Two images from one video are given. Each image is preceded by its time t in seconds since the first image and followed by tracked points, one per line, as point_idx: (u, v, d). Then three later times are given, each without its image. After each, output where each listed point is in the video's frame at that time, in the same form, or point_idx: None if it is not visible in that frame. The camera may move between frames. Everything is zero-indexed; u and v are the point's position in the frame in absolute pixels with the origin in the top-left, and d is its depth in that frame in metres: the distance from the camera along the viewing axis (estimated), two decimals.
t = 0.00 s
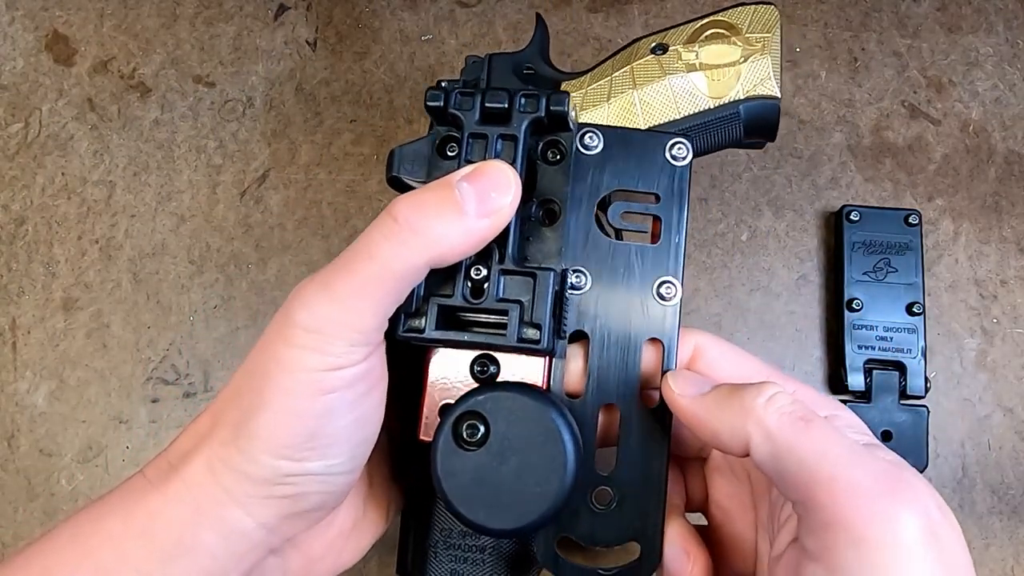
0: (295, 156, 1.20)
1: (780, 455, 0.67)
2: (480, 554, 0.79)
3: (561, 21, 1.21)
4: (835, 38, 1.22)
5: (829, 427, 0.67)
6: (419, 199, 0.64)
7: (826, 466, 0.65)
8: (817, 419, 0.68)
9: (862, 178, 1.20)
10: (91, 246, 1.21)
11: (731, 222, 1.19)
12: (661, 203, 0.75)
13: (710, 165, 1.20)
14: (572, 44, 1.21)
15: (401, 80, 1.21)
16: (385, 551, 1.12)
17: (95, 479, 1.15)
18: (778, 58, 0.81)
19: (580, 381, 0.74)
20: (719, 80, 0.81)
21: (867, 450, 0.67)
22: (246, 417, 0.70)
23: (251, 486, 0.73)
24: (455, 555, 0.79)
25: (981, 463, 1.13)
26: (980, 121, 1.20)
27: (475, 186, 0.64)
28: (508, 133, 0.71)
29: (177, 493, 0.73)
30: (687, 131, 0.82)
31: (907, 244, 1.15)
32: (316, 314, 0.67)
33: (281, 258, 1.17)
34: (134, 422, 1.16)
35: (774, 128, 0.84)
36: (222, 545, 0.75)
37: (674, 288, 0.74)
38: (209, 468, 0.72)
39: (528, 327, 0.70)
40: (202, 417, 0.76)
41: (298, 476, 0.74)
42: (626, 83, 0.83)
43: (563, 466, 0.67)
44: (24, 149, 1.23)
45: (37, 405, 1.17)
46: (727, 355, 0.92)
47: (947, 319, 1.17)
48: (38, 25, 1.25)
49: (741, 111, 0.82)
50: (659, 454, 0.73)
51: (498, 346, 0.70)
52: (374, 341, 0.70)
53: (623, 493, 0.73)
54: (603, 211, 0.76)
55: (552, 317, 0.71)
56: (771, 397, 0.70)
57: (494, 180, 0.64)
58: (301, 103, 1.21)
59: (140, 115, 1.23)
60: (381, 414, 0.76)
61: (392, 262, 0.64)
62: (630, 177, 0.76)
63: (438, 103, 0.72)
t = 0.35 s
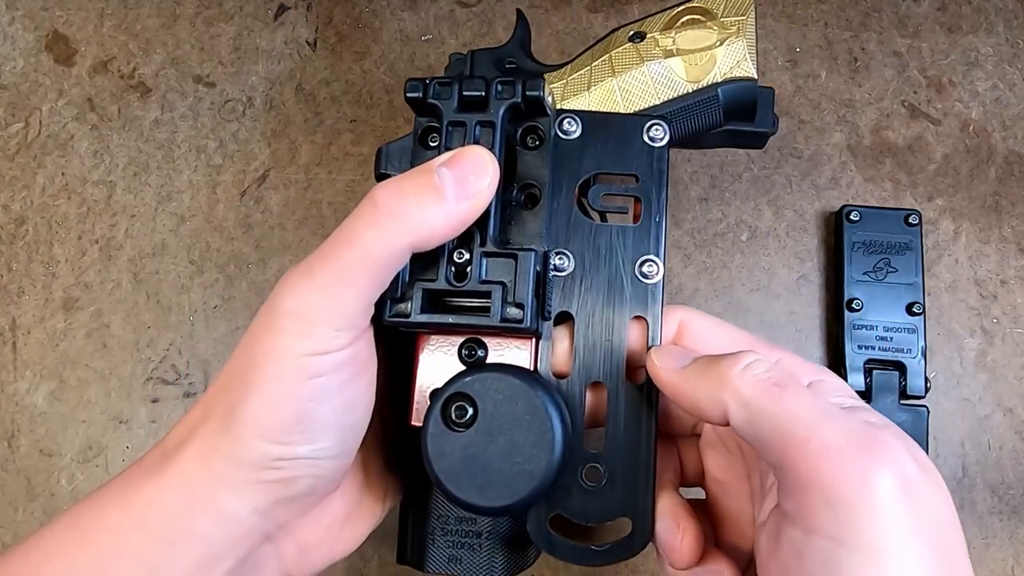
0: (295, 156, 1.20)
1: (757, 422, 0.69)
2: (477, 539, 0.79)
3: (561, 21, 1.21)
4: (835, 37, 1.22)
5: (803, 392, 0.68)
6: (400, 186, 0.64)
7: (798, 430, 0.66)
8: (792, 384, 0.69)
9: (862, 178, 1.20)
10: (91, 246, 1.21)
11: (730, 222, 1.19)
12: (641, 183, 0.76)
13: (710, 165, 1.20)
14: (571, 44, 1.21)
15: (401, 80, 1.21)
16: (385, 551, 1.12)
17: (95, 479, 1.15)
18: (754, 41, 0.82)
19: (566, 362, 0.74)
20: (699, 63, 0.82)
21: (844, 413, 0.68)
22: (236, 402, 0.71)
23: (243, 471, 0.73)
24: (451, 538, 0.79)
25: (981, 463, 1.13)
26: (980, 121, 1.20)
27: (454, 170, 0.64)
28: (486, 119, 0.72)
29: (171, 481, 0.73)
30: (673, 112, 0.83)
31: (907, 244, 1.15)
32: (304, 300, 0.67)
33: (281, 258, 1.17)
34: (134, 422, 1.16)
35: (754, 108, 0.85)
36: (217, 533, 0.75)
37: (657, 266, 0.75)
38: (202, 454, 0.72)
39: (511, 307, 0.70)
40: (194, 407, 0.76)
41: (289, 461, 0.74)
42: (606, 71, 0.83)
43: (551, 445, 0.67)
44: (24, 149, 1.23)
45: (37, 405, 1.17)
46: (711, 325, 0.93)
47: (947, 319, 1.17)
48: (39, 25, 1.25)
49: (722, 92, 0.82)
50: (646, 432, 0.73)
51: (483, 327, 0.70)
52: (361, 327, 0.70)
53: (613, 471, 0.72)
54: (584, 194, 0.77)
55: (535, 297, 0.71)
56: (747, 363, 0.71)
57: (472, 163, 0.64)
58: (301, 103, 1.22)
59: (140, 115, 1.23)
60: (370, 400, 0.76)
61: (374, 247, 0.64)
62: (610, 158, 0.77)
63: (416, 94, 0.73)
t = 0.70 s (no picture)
0: (295, 156, 1.20)
1: (776, 403, 0.68)
2: (482, 525, 0.79)
3: (561, 21, 1.21)
4: (835, 37, 1.22)
5: (824, 372, 0.68)
6: (406, 171, 0.64)
7: (818, 413, 0.66)
8: (813, 364, 0.68)
9: (862, 178, 1.20)
10: (91, 246, 1.21)
11: (731, 222, 1.19)
12: (644, 169, 0.77)
13: (710, 165, 1.20)
14: (571, 44, 1.21)
15: (401, 80, 1.21)
16: (385, 551, 1.12)
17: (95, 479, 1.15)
18: (754, 30, 0.82)
19: (569, 347, 0.74)
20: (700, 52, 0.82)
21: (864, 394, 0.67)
22: (243, 387, 0.71)
23: (250, 456, 0.73)
24: (456, 525, 0.79)
25: (981, 463, 1.13)
26: (980, 121, 1.20)
27: (458, 155, 0.64)
28: (490, 105, 0.72)
29: (177, 465, 0.73)
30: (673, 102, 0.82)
31: (907, 244, 1.15)
32: (310, 284, 0.67)
33: (281, 258, 1.17)
34: (134, 423, 1.16)
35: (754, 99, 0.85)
36: (222, 518, 0.75)
37: (660, 251, 0.75)
38: (209, 438, 0.73)
39: (516, 290, 0.70)
40: (202, 393, 0.76)
41: (295, 446, 0.74)
42: (607, 61, 0.83)
43: (556, 427, 0.67)
44: (24, 149, 1.23)
45: (37, 405, 1.17)
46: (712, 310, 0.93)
47: (947, 319, 1.17)
48: (39, 25, 1.25)
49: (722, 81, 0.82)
50: (649, 415, 0.73)
51: (488, 312, 0.70)
52: (368, 311, 0.70)
53: (617, 453, 0.72)
54: (588, 181, 0.77)
55: (540, 281, 0.72)
56: (765, 340, 0.70)
57: (477, 148, 0.64)
58: (301, 103, 1.21)
59: (140, 115, 1.23)
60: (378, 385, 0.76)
61: (381, 231, 0.65)
62: (612, 144, 0.77)
63: (421, 81, 0.73)
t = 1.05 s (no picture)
0: (295, 156, 1.20)
1: (785, 405, 0.68)
2: (476, 529, 0.79)
3: (561, 21, 1.21)
4: (835, 37, 1.22)
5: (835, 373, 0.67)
6: (399, 175, 0.64)
7: (829, 416, 0.66)
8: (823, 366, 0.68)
9: (862, 178, 1.19)
10: (91, 246, 1.21)
11: (730, 222, 1.19)
12: (635, 172, 0.77)
13: (710, 165, 1.20)
14: (571, 44, 1.21)
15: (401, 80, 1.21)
16: (385, 551, 1.12)
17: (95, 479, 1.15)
18: (746, 34, 0.82)
19: (562, 351, 0.74)
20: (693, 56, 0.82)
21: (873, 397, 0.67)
22: (238, 390, 0.71)
23: (245, 460, 0.73)
24: (451, 529, 0.79)
25: (981, 463, 1.13)
26: (980, 121, 1.20)
27: (449, 160, 0.65)
28: (482, 111, 0.72)
29: (173, 468, 0.73)
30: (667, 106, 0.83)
31: (907, 244, 1.15)
32: (303, 287, 0.67)
33: (281, 258, 1.17)
34: (134, 422, 1.16)
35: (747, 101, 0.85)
36: (218, 521, 0.75)
37: (651, 254, 0.75)
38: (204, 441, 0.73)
39: (508, 295, 0.71)
40: (197, 395, 0.76)
41: (290, 450, 0.73)
42: (600, 65, 0.83)
43: (548, 431, 0.67)
44: (24, 149, 1.23)
45: (37, 405, 1.17)
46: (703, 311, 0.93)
47: (947, 319, 1.17)
48: (39, 25, 1.25)
49: (715, 85, 0.82)
50: (642, 419, 0.73)
51: (480, 316, 0.71)
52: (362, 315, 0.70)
53: (610, 457, 0.72)
54: (579, 184, 0.77)
55: (531, 285, 0.72)
56: (775, 337, 0.70)
57: (468, 153, 0.65)
58: (301, 103, 1.22)
59: (140, 115, 1.23)
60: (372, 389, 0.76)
61: (375, 234, 0.65)
62: (603, 147, 0.77)
63: (412, 87, 0.73)
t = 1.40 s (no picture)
0: (295, 156, 1.20)
1: (783, 410, 0.68)
2: (475, 530, 0.79)
3: (561, 21, 1.21)
4: (835, 37, 1.22)
5: (833, 380, 0.67)
6: (399, 176, 0.64)
7: (827, 421, 0.66)
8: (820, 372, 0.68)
9: (862, 178, 1.19)
10: (91, 246, 1.21)
11: (730, 222, 1.19)
12: (636, 173, 0.77)
13: (710, 165, 1.20)
14: (571, 44, 1.21)
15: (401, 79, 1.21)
16: (385, 551, 1.12)
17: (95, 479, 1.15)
18: (744, 35, 0.82)
19: (562, 352, 0.74)
20: (692, 57, 0.82)
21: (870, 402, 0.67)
22: (236, 391, 0.71)
23: (243, 461, 0.73)
24: (449, 529, 0.79)
25: (981, 463, 1.13)
26: (980, 121, 1.20)
27: (450, 161, 0.65)
28: (483, 111, 0.72)
29: (171, 469, 0.73)
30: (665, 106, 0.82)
31: (907, 244, 1.15)
32: (301, 289, 0.67)
33: (281, 257, 1.17)
34: (134, 422, 1.16)
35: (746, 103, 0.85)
36: (217, 522, 0.75)
37: (651, 255, 0.75)
38: (202, 443, 0.72)
39: (509, 296, 0.71)
40: (195, 397, 0.76)
41: (288, 452, 0.73)
42: (599, 65, 0.83)
43: (549, 432, 0.67)
44: (24, 149, 1.23)
45: (37, 405, 1.17)
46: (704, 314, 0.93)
47: (947, 319, 1.17)
48: (39, 25, 1.25)
49: (713, 86, 0.82)
50: (642, 421, 0.73)
51: (480, 317, 0.71)
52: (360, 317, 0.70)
53: (610, 459, 0.72)
54: (579, 184, 0.77)
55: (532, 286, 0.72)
56: (772, 342, 0.70)
57: (469, 153, 0.65)
58: (301, 103, 1.22)
59: (140, 115, 1.23)
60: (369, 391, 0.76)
61: (373, 234, 0.65)
62: (604, 147, 0.77)
63: (412, 87, 0.73)
